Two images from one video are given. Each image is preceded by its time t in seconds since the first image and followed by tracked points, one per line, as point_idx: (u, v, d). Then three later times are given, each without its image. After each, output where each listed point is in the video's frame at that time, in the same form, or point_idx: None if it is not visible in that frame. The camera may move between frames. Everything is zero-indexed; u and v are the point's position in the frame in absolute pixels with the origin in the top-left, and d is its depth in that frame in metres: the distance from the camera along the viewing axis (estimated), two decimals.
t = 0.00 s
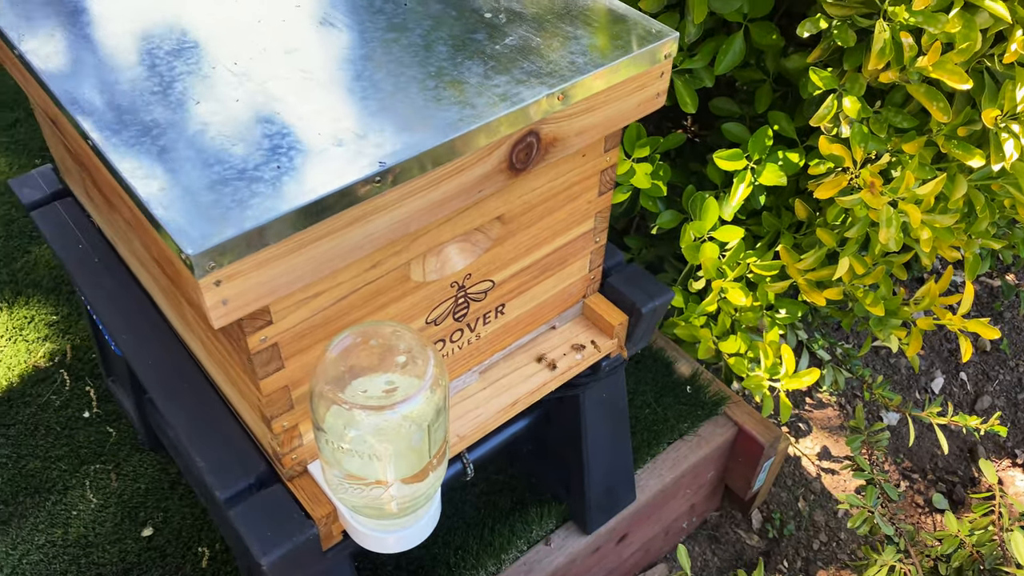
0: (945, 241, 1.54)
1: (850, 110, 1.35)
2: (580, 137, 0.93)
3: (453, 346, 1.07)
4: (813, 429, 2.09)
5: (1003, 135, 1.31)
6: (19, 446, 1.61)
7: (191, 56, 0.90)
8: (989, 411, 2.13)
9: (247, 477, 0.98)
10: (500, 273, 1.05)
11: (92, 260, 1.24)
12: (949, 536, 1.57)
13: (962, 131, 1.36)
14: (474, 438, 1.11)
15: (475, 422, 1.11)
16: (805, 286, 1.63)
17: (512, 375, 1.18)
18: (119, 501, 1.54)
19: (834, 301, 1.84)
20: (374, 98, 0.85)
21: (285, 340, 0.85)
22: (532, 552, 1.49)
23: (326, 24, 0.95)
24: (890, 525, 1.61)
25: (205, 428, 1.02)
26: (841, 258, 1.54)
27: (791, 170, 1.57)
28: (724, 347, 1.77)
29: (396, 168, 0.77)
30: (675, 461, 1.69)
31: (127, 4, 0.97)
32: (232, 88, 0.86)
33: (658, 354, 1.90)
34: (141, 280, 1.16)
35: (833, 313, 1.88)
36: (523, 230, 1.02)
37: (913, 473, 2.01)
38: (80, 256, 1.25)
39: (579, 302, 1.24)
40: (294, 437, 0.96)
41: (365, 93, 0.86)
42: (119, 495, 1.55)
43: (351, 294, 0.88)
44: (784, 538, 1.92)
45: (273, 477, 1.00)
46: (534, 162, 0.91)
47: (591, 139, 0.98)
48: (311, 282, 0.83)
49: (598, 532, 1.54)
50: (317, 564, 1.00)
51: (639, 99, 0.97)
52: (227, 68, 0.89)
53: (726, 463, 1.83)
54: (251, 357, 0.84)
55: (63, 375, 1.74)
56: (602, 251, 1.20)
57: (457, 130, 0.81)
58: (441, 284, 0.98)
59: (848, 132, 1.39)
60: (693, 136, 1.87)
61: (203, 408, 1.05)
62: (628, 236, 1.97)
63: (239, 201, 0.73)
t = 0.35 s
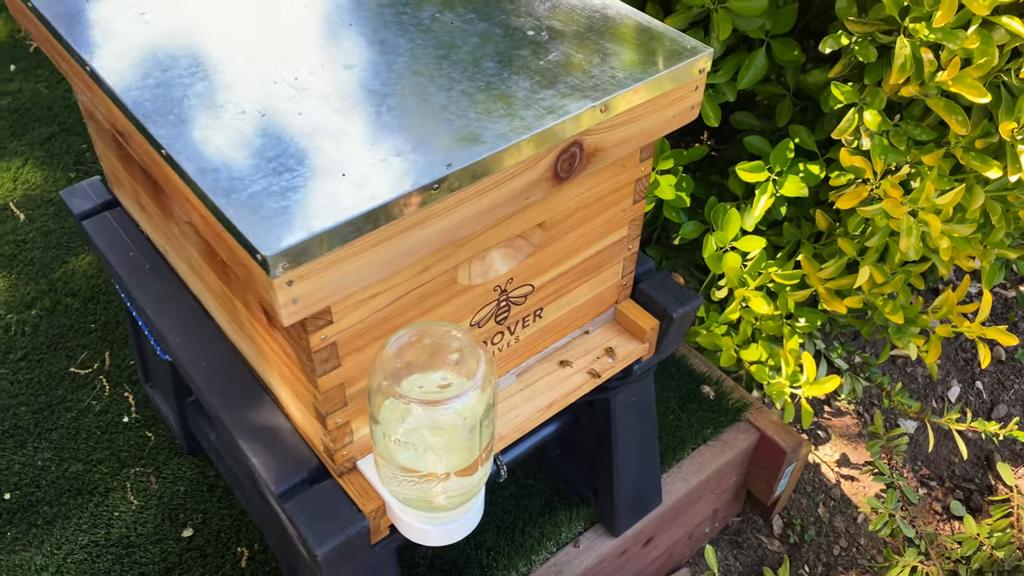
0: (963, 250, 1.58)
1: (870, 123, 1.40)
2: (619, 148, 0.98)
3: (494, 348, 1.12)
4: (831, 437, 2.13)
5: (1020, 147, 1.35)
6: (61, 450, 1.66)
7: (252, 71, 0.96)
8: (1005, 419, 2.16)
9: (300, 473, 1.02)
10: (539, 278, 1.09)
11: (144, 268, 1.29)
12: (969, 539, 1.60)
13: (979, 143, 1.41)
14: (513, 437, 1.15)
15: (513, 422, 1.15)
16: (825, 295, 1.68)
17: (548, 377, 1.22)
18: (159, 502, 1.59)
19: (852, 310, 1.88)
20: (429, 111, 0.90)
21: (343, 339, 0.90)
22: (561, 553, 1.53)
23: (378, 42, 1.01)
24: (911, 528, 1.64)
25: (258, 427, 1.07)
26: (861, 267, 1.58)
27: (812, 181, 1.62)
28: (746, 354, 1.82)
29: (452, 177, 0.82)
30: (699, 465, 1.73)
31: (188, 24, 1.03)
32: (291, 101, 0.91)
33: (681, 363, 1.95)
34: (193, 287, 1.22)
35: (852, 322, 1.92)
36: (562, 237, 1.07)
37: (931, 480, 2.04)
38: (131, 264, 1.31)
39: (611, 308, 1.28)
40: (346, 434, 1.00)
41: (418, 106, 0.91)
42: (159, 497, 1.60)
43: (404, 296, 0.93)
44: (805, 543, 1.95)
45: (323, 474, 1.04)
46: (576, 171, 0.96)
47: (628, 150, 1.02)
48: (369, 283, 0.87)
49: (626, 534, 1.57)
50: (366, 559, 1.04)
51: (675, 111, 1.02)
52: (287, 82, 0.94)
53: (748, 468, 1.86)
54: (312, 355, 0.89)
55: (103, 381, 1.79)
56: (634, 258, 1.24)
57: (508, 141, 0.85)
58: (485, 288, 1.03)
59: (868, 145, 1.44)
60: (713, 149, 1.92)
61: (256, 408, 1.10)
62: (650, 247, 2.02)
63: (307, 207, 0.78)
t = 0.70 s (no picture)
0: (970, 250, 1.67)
1: (883, 131, 1.48)
2: (666, 155, 1.06)
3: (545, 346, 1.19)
4: (842, 434, 2.21)
5: None
6: (105, 459, 1.70)
7: (325, 87, 1.02)
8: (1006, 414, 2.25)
9: (371, 466, 1.08)
10: (588, 279, 1.16)
11: (200, 277, 1.35)
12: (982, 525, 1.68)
13: (985, 149, 1.50)
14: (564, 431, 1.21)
15: (563, 417, 1.22)
16: (839, 295, 1.76)
17: (592, 375, 1.29)
18: (205, 507, 1.63)
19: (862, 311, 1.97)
20: (495, 122, 0.97)
21: (418, 336, 0.97)
22: (596, 547, 1.60)
23: (439, 59, 1.08)
24: (927, 515, 1.72)
25: (327, 424, 1.13)
26: (874, 268, 1.67)
27: (825, 187, 1.71)
28: (763, 355, 1.90)
29: (525, 182, 0.89)
30: (723, 461, 1.81)
31: (258, 45, 1.09)
32: (369, 115, 0.98)
33: (700, 364, 2.04)
34: (253, 294, 1.28)
35: (861, 322, 2.01)
36: (609, 240, 1.14)
37: (938, 474, 2.12)
38: (188, 273, 1.36)
39: (647, 308, 1.36)
40: (415, 428, 1.06)
41: (485, 118, 0.98)
42: (205, 502, 1.64)
43: (473, 295, 0.99)
44: (821, 537, 2.03)
45: (391, 467, 1.11)
46: (628, 177, 1.03)
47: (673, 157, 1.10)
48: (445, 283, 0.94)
49: (657, 528, 1.64)
50: (434, 547, 1.10)
51: (714, 121, 1.10)
52: (359, 96, 1.01)
53: (767, 464, 1.94)
54: (391, 351, 0.95)
55: (143, 392, 1.83)
56: (670, 260, 1.32)
57: (573, 149, 0.92)
58: (541, 289, 1.10)
59: (880, 152, 1.52)
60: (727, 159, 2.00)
61: (322, 407, 1.16)
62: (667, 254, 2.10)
63: (395, 211, 0.85)
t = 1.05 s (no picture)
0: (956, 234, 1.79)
1: (875, 126, 1.60)
2: (701, 155, 1.14)
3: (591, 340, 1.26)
4: (840, 416, 2.32)
5: (1003, 139, 1.57)
6: (142, 481, 1.73)
7: (384, 105, 1.09)
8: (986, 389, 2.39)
9: (441, 461, 1.15)
10: (628, 274, 1.24)
11: (249, 294, 1.40)
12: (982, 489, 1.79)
13: (968, 138, 1.62)
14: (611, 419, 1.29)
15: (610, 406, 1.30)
16: (837, 283, 1.87)
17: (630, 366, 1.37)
18: (248, 522, 1.67)
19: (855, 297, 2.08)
20: (551, 130, 1.04)
21: (490, 333, 1.03)
22: (629, 534, 1.67)
23: (485, 76, 1.15)
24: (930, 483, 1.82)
25: (393, 424, 1.19)
26: (870, 255, 1.78)
27: (820, 181, 1.82)
28: (765, 343, 1.99)
29: (590, 184, 0.97)
30: (738, 447, 1.90)
31: (312, 68, 1.15)
32: (432, 128, 1.04)
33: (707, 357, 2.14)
34: (306, 307, 1.34)
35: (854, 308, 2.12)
36: (648, 237, 1.22)
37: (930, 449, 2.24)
38: (235, 291, 1.41)
39: (675, 301, 1.44)
40: (482, 422, 1.12)
41: (540, 126, 1.05)
42: (247, 517, 1.68)
43: (536, 292, 1.06)
44: (829, 514, 2.12)
45: (458, 461, 1.17)
46: (670, 176, 1.11)
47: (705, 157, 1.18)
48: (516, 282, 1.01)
49: (684, 513, 1.72)
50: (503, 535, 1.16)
51: (741, 122, 1.19)
52: (418, 112, 1.08)
53: (776, 448, 2.03)
54: (468, 349, 1.01)
55: (172, 414, 1.86)
56: (695, 255, 1.40)
57: (628, 151, 1.00)
58: (590, 285, 1.18)
59: (873, 145, 1.64)
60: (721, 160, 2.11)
61: (386, 409, 1.22)
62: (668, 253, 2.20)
63: (474, 215, 0.91)
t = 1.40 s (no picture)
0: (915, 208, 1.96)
1: (843, 115, 1.77)
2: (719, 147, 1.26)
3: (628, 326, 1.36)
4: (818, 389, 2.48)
5: (956, 118, 1.76)
6: (176, 515, 1.74)
7: (434, 120, 1.17)
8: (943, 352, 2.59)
9: (511, 449, 1.22)
10: (657, 263, 1.35)
11: (291, 314, 1.45)
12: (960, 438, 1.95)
13: (925, 119, 1.80)
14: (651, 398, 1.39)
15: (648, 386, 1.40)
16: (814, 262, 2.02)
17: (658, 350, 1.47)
18: (289, 542, 1.70)
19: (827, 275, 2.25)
20: (594, 131, 1.14)
21: (557, 322, 1.12)
22: (655, 513, 1.77)
23: (518, 88, 1.24)
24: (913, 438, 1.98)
25: (459, 421, 1.26)
26: (842, 233, 1.94)
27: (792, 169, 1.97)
28: (749, 326, 2.12)
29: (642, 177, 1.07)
30: (740, 422, 2.03)
31: (357, 91, 1.22)
32: (487, 137, 1.13)
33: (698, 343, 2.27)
34: (352, 320, 1.40)
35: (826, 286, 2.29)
36: (673, 226, 1.33)
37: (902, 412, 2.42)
38: (276, 312, 1.46)
39: (689, 288, 1.56)
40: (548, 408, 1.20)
41: (583, 129, 1.15)
42: (287, 537, 1.71)
43: (592, 282, 1.16)
44: (821, 480, 2.26)
45: (524, 448, 1.24)
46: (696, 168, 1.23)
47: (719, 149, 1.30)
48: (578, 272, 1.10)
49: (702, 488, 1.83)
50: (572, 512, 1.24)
51: (748, 116, 1.31)
52: (468, 124, 1.16)
53: (770, 423, 2.17)
54: (540, 337, 1.09)
55: (194, 447, 1.87)
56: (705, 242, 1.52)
57: (669, 146, 1.11)
58: (630, 274, 1.27)
59: (841, 133, 1.81)
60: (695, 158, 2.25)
61: (449, 407, 1.29)
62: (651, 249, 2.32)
63: (548, 211, 1.00)
